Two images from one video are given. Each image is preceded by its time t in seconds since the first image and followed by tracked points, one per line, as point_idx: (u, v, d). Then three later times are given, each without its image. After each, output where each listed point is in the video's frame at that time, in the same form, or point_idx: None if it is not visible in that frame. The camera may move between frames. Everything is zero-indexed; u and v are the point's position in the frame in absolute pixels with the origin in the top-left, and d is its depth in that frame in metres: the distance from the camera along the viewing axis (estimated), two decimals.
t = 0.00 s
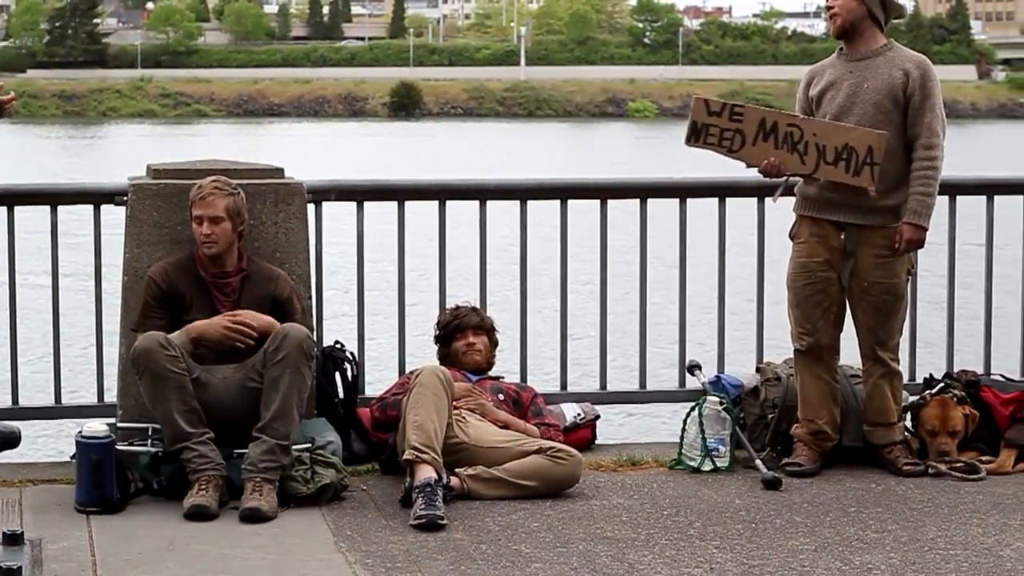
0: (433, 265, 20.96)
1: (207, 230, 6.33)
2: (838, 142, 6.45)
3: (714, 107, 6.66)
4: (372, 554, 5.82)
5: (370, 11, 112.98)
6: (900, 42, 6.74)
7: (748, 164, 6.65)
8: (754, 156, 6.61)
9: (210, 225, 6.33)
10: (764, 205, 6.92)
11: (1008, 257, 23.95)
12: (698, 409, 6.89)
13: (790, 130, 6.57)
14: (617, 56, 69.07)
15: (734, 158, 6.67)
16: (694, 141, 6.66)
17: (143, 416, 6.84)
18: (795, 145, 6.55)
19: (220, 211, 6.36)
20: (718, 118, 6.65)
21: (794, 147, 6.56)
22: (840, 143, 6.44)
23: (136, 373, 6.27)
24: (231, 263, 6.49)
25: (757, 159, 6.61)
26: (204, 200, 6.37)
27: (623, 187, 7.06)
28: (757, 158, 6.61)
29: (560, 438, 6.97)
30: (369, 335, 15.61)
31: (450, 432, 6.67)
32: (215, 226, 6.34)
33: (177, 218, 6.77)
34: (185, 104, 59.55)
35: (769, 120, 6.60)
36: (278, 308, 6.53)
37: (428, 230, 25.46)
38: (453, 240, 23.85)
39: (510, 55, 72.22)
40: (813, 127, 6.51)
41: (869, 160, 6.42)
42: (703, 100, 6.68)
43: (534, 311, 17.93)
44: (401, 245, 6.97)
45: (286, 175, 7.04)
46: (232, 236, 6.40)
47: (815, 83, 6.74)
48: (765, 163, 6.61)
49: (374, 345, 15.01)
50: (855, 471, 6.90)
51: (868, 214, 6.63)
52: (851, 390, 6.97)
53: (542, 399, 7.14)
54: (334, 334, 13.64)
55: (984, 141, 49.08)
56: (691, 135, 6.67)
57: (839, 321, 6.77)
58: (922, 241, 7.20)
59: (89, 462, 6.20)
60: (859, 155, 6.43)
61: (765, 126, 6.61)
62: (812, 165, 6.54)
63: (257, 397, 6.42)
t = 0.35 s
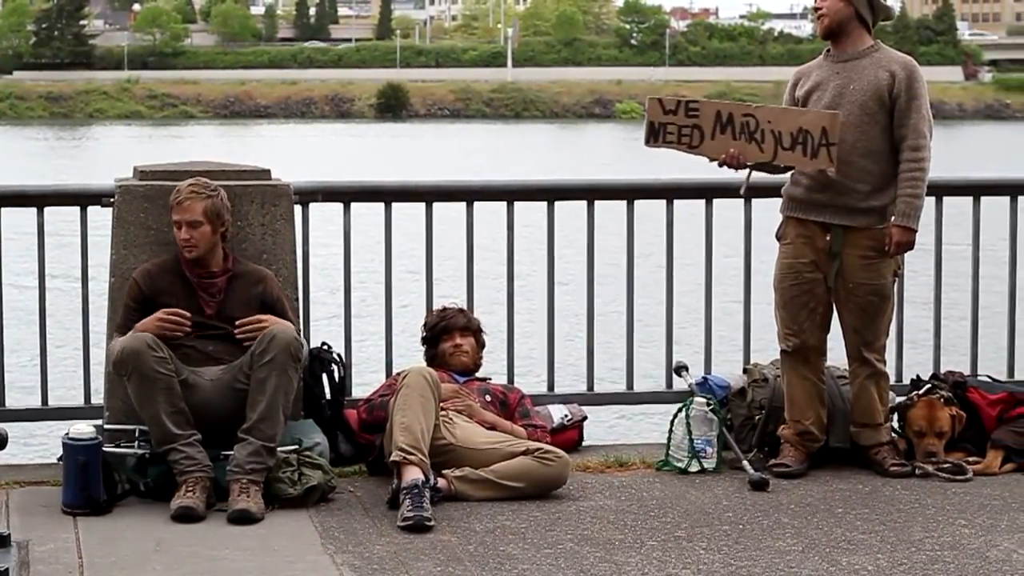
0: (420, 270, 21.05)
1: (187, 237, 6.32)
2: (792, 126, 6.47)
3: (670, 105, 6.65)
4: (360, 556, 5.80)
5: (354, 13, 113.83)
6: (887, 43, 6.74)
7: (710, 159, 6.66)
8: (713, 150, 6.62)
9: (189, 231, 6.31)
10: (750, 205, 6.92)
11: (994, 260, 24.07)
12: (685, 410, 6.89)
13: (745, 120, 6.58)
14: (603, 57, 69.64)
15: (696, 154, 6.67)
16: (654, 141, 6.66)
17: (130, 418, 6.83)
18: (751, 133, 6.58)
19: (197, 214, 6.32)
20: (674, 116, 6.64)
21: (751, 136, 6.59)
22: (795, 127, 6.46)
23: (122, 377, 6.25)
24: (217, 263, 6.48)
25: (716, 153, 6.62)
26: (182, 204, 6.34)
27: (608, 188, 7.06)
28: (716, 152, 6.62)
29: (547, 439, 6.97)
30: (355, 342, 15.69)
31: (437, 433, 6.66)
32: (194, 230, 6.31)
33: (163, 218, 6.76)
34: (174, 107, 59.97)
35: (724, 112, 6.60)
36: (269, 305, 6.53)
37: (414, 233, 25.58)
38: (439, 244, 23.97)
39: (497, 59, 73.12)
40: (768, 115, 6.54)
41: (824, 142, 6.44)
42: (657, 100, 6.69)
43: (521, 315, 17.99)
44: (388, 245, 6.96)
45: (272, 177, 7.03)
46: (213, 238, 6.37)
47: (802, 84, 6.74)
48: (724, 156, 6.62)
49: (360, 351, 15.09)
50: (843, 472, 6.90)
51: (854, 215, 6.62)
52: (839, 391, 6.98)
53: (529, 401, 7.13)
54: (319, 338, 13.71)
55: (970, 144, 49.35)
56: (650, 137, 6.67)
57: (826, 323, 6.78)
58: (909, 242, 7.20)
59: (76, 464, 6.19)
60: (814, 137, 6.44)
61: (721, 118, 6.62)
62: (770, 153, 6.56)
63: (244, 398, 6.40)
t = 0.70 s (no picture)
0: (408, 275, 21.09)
1: (169, 241, 6.30)
2: (760, 124, 6.49)
3: (653, 94, 6.75)
4: (347, 558, 5.79)
5: (341, 17, 114.44)
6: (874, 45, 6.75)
7: (687, 150, 6.70)
8: (690, 141, 6.66)
9: (171, 234, 6.29)
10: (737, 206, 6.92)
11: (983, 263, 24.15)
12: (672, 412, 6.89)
13: (720, 114, 6.60)
14: (588, 61, 70.40)
15: (674, 144, 6.73)
16: (637, 128, 6.76)
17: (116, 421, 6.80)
18: (725, 128, 6.58)
19: (178, 218, 6.29)
20: (657, 105, 6.73)
21: (725, 131, 6.60)
22: (763, 124, 6.48)
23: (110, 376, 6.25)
24: (201, 264, 6.45)
25: (693, 144, 6.66)
26: (164, 207, 6.32)
27: (594, 190, 7.07)
28: (692, 143, 6.66)
29: (534, 441, 6.97)
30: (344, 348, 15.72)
31: (424, 436, 6.66)
32: (176, 234, 6.29)
33: (149, 221, 6.75)
34: (162, 110, 60.18)
35: (702, 105, 6.64)
36: (257, 306, 6.52)
37: (403, 237, 25.63)
38: (428, 249, 24.03)
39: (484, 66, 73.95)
40: (742, 110, 6.53)
41: (788, 140, 6.46)
42: (643, 87, 6.78)
43: (510, 319, 18.08)
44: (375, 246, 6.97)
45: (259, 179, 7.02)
46: (195, 241, 6.35)
47: (788, 84, 6.74)
48: (700, 148, 6.65)
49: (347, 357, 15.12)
50: (828, 473, 6.91)
51: (838, 218, 6.62)
52: (825, 393, 6.98)
53: (515, 403, 7.13)
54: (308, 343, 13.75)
55: (959, 146, 49.53)
56: (635, 124, 6.78)
57: (811, 324, 6.78)
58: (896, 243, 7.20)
59: (63, 466, 6.17)
60: (779, 135, 6.47)
61: (699, 111, 6.66)
62: (741, 148, 6.55)
63: (229, 401, 6.38)
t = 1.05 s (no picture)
0: (397, 277, 21.20)
1: (157, 247, 6.26)
2: (759, 134, 6.50)
3: (658, 94, 6.81)
4: (336, 559, 5.78)
5: (332, 25, 115.69)
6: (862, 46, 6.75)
7: (684, 153, 6.76)
8: (688, 144, 6.73)
9: (159, 241, 6.25)
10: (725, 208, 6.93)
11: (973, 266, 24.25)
12: (661, 413, 6.90)
13: (719, 121, 6.65)
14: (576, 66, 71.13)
15: (673, 146, 6.79)
16: (639, 126, 6.83)
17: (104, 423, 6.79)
18: (724, 136, 6.63)
19: (167, 225, 6.24)
20: (659, 105, 6.79)
21: (723, 138, 6.65)
22: (761, 135, 6.50)
23: (100, 378, 6.23)
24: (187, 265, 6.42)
25: (690, 149, 6.72)
26: (151, 211, 6.26)
27: (583, 191, 7.08)
28: (690, 147, 6.72)
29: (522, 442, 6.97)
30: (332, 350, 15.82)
31: (413, 436, 6.66)
32: (165, 241, 6.26)
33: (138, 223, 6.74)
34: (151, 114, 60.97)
35: (702, 109, 6.69)
36: (242, 303, 6.52)
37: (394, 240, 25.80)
38: (417, 250, 24.18)
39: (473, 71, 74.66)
40: (740, 119, 6.56)
41: (786, 154, 6.46)
42: (650, 86, 6.85)
43: (499, 319, 18.17)
44: (364, 248, 6.96)
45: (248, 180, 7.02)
46: (184, 246, 6.32)
47: (777, 86, 6.74)
48: (698, 152, 6.71)
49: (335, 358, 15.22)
50: (817, 474, 6.91)
51: (825, 219, 6.62)
52: (814, 394, 6.99)
53: (504, 404, 7.13)
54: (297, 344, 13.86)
55: (947, 147, 49.80)
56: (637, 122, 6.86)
57: (799, 326, 6.79)
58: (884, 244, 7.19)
59: (50, 466, 6.16)
60: (777, 148, 6.47)
61: (700, 115, 6.72)
62: (737, 157, 6.59)
63: (218, 402, 6.38)
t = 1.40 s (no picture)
0: (387, 280, 21.30)
1: (151, 262, 6.20)
2: (783, 154, 6.44)
3: (665, 109, 6.68)
4: (325, 560, 5.77)
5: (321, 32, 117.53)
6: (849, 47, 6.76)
7: (699, 168, 6.67)
8: (702, 159, 6.63)
9: (153, 255, 6.18)
10: (713, 209, 6.93)
11: (961, 267, 24.34)
12: (650, 414, 6.90)
13: (738, 138, 6.57)
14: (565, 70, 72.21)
15: (685, 161, 6.70)
16: (646, 142, 6.69)
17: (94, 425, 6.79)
18: (743, 153, 6.54)
19: (161, 242, 6.16)
20: (668, 121, 6.66)
21: (742, 155, 6.56)
22: (786, 155, 6.43)
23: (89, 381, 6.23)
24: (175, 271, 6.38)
25: (706, 164, 6.63)
26: (142, 226, 6.16)
27: (572, 190, 7.09)
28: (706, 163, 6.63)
29: (511, 443, 6.97)
30: (320, 351, 15.91)
31: (401, 437, 6.65)
32: (158, 256, 6.20)
33: (127, 226, 6.74)
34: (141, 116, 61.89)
35: (718, 126, 6.62)
36: (228, 306, 6.53)
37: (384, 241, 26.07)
38: (406, 252, 24.31)
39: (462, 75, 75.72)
40: (762, 137, 6.51)
41: (814, 174, 6.42)
42: (653, 102, 6.71)
43: (488, 319, 18.32)
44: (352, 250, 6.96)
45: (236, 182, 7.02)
46: (176, 257, 6.26)
47: (765, 87, 6.75)
48: (716, 168, 6.62)
49: (324, 360, 15.31)
50: (806, 475, 6.91)
51: (811, 221, 6.64)
52: (802, 395, 7.00)
53: (493, 405, 7.13)
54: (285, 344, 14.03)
55: (936, 149, 50.02)
56: (641, 138, 6.72)
57: (787, 326, 6.79)
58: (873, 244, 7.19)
59: (39, 468, 6.15)
60: (804, 169, 6.43)
61: (715, 131, 6.64)
62: (759, 174, 6.53)
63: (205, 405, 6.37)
